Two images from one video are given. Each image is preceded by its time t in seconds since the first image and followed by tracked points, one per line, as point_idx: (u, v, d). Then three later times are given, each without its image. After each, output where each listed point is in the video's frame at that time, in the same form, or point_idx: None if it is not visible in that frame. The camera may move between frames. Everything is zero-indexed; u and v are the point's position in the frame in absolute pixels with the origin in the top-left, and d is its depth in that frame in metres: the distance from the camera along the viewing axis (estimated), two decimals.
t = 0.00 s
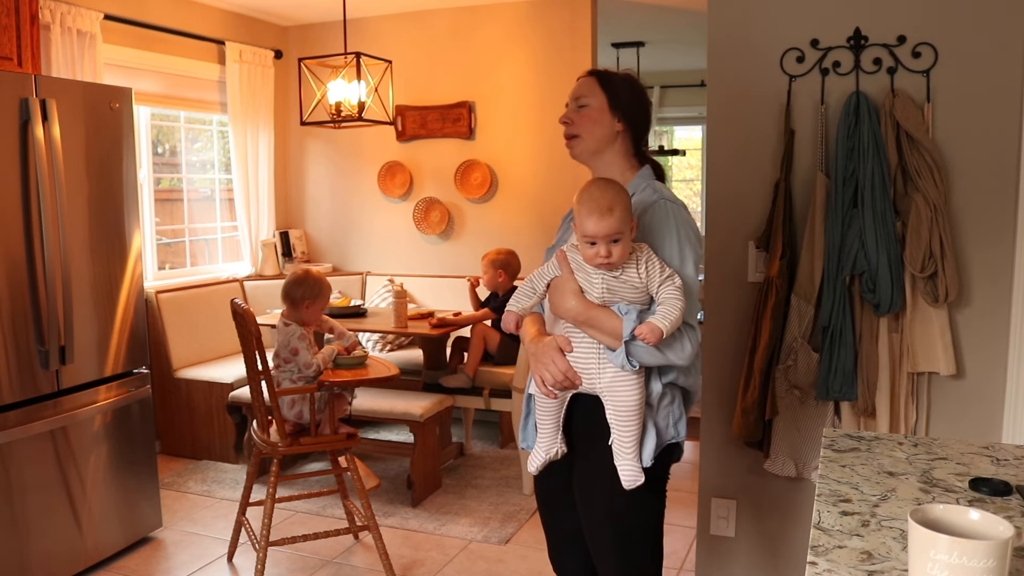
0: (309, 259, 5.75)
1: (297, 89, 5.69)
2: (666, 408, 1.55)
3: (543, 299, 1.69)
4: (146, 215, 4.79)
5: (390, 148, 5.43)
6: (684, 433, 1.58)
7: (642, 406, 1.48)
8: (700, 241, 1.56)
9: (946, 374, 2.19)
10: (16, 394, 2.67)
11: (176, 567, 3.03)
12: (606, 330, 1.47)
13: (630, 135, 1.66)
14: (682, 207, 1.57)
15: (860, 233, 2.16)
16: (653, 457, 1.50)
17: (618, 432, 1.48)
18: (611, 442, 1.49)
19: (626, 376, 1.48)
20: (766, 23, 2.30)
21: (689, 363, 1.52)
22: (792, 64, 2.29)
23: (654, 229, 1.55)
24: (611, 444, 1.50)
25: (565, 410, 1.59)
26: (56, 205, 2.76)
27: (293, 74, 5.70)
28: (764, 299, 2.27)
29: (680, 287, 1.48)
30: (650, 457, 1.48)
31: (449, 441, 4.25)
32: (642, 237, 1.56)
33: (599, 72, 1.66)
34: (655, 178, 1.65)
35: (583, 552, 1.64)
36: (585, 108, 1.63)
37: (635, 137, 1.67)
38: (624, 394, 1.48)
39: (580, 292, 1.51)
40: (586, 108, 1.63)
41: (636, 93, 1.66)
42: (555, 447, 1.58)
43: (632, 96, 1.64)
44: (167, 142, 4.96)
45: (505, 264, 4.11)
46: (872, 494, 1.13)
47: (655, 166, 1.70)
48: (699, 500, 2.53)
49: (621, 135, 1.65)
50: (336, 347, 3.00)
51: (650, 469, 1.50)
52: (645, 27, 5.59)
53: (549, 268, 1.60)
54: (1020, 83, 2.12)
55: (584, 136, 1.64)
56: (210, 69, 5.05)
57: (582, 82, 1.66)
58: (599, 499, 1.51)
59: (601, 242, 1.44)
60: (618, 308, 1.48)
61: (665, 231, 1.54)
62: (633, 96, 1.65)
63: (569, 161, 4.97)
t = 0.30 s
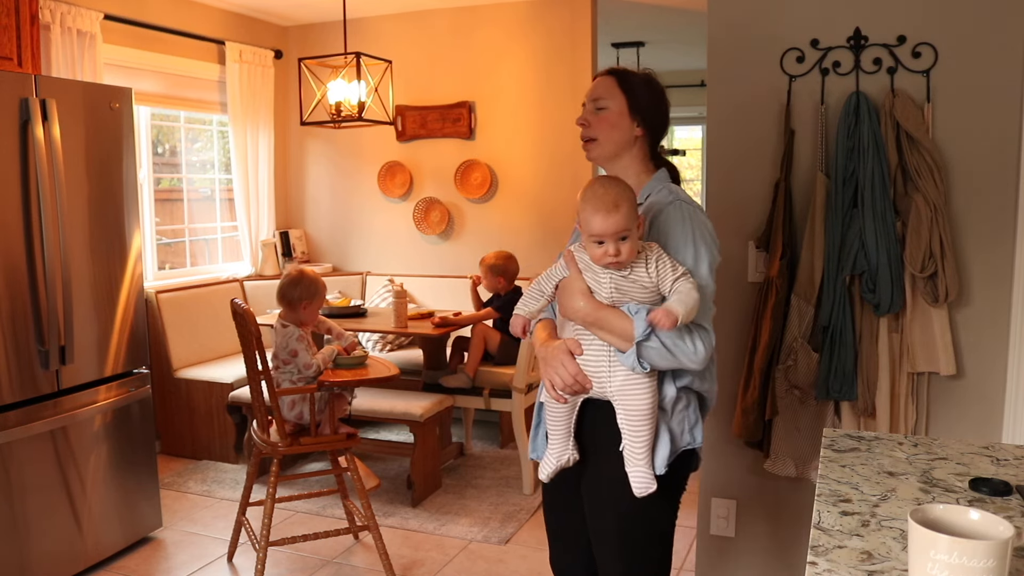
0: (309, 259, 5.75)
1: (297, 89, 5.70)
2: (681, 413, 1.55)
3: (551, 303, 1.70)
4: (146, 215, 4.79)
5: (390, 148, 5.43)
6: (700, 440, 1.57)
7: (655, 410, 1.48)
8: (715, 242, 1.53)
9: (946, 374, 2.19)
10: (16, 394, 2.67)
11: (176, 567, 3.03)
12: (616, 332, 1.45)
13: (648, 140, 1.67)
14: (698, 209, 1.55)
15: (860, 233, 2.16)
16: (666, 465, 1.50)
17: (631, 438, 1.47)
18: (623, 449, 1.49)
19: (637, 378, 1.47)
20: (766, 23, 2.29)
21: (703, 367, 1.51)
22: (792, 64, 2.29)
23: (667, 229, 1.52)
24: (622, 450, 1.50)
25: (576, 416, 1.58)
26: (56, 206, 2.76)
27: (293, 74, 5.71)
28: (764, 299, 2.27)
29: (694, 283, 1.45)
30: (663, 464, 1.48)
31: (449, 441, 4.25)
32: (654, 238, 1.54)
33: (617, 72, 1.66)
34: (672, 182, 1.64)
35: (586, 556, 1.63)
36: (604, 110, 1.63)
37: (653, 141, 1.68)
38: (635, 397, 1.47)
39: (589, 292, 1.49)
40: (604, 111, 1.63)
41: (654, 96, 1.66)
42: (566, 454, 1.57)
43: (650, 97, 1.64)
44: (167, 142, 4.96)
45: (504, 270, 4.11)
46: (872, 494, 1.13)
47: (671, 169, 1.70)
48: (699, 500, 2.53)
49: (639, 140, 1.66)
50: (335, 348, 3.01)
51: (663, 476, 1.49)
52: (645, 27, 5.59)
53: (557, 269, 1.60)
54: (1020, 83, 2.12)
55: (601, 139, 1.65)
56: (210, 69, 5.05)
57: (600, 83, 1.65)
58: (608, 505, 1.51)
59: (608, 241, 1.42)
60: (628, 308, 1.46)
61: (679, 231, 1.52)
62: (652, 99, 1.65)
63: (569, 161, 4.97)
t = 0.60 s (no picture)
0: (309, 259, 5.75)
1: (297, 89, 5.70)
2: (696, 414, 1.55)
3: (562, 305, 1.69)
4: (146, 215, 4.79)
5: (390, 148, 5.43)
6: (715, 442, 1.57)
7: (670, 411, 1.48)
8: (726, 238, 1.55)
9: (946, 374, 2.19)
10: (16, 394, 2.67)
11: (176, 567, 3.03)
12: (630, 329, 1.45)
13: (656, 144, 1.67)
14: (706, 207, 1.57)
15: (860, 233, 2.16)
16: (682, 468, 1.49)
17: (647, 440, 1.47)
18: (639, 451, 1.49)
19: (652, 378, 1.47)
20: (767, 23, 2.29)
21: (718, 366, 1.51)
22: (792, 64, 2.29)
23: (679, 226, 1.54)
24: (638, 453, 1.50)
25: (589, 419, 1.57)
26: (56, 206, 2.76)
27: (293, 74, 5.71)
28: (764, 299, 2.27)
29: (709, 276, 1.46)
30: (680, 467, 1.47)
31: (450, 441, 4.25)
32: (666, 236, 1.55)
33: (626, 75, 1.65)
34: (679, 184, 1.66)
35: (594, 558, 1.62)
36: (613, 114, 1.63)
37: (660, 145, 1.68)
38: (651, 397, 1.47)
39: (602, 290, 1.49)
40: (614, 114, 1.63)
41: (662, 99, 1.66)
42: (581, 459, 1.55)
43: (659, 101, 1.64)
44: (167, 142, 4.96)
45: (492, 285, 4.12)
46: (872, 494, 1.13)
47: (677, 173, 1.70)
48: (699, 500, 2.53)
49: (648, 144, 1.66)
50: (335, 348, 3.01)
51: (680, 478, 1.49)
52: (645, 27, 5.59)
53: (569, 269, 1.61)
54: (1020, 83, 2.12)
55: (609, 143, 1.65)
56: (210, 69, 5.05)
57: (610, 85, 1.65)
58: (620, 506, 1.50)
59: (626, 233, 1.43)
60: (641, 305, 1.47)
61: (689, 228, 1.53)
62: (660, 102, 1.65)
63: (570, 161, 4.97)
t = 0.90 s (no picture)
0: (309, 259, 5.75)
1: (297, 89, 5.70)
2: (693, 410, 1.55)
3: (561, 300, 1.68)
4: (146, 215, 4.79)
5: (390, 148, 5.42)
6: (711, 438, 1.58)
7: (668, 407, 1.48)
8: (722, 237, 1.56)
9: (946, 374, 2.19)
10: (16, 394, 2.67)
11: (176, 567, 3.03)
12: (630, 326, 1.44)
13: (648, 145, 1.67)
14: (702, 205, 1.58)
15: (860, 233, 2.16)
16: (680, 463, 1.50)
17: (645, 435, 1.47)
18: (637, 446, 1.49)
19: (651, 373, 1.47)
20: (766, 23, 2.29)
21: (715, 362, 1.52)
22: (792, 64, 2.29)
23: (677, 225, 1.55)
24: (636, 448, 1.50)
25: (588, 415, 1.58)
26: (56, 207, 2.76)
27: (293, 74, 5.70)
28: (764, 299, 2.27)
29: (705, 276, 1.47)
30: (677, 461, 1.48)
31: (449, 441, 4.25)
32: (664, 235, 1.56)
33: (618, 76, 1.66)
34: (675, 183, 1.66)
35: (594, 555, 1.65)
36: (605, 116, 1.63)
37: (653, 146, 1.68)
38: (649, 393, 1.47)
39: (603, 287, 1.49)
40: (606, 115, 1.64)
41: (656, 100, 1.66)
42: (579, 453, 1.56)
43: (652, 101, 1.64)
44: (167, 142, 4.96)
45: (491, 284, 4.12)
46: (872, 494, 1.13)
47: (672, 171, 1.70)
48: (699, 500, 2.53)
49: (640, 145, 1.67)
50: (336, 348, 3.01)
51: (677, 473, 1.50)
52: (645, 27, 5.59)
53: (570, 267, 1.59)
54: (1020, 83, 2.12)
55: (603, 146, 1.65)
56: (210, 69, 5.05)
57: (602, 87, 1.66)
58: (617, 503, 1.51)
59: (631, 233, 1.43)
60: (642, 301, 1.47)
61: (689, 227, 1.54)
62: (654, 104, 1.65)
63: (569, 161, 4.97)
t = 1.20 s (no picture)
0: (309, 259, 5.75)
1: (297, 89, 5.69)
2: (678, 405, 1.57)
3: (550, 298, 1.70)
4: (145, 215, 4.79)
5: (390, 148, 5.42)
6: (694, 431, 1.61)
7: (654, 402, 1.51)
8: (706, 236, 1.57)
9: (946, 374, 2.19)
10: (16, 394, 2.67)
11: (176, 567, 3.03)
12: (615, 326, 1.48)
13: (633, 139, 1.67)
14: (686, 203, 1.59)
15: (860, 233, 2.16)
16: (665, 456, 1.53)
17: (631, 429, 1.50)
18: (624, 440, 1.52)
19: (638, 371, 1.50)
20: (766, 23, 2.29)
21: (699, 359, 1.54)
22: (792, 64, 2.29)
23: (663, 225, 1.56)
24: (622, 441, 1.53)
25: (576, 410, 1.60)
26: (56, 207, 2.76)
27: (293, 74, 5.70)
28: (764, 299, 2.27)
29: (689, 279, 1.48)
30: (662, 454, 1.51)
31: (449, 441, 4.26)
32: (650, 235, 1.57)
33: (601, 74, 1.67)
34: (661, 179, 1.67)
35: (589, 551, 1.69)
36: (589, 112, 1.64)
37: (638, 140, 1.68)
38: (634, 390, 1.50)
39: (590, 288, 1.52)
40: (590, 113, 1.64)
41: (639, 95, 1.66)
42: (568, 446, 1.60)
43: (636, 97, 1.64)
44: (167, 142, 4.96)
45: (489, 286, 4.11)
46: (872, 494, 1.13)
47: (658, 166, 1.71)
48: (699, 500, 2.53)
49: (625, 139, 1.66)
50: (336, 348, 3.01)
51: (662, 466, 1.53)
52: (645, 27, 5.59)
53: (557, 267, 1.61)
54: (1020, 83, 2.12)
55: (587, 142, 1.65)
56: (210, 69, 5.05)
57: (586, 85, 1.66)
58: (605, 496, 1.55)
59: (620, 238, 1.44)
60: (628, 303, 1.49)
61: (675, 228, 1.55)
62: (637, 100, 1.65)
63: (569, 160, 4.98)
